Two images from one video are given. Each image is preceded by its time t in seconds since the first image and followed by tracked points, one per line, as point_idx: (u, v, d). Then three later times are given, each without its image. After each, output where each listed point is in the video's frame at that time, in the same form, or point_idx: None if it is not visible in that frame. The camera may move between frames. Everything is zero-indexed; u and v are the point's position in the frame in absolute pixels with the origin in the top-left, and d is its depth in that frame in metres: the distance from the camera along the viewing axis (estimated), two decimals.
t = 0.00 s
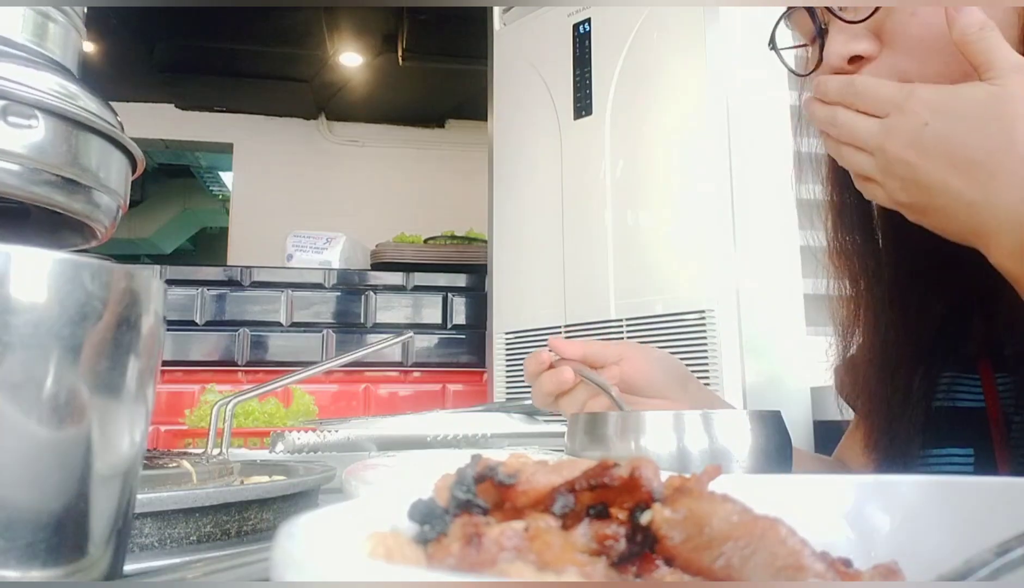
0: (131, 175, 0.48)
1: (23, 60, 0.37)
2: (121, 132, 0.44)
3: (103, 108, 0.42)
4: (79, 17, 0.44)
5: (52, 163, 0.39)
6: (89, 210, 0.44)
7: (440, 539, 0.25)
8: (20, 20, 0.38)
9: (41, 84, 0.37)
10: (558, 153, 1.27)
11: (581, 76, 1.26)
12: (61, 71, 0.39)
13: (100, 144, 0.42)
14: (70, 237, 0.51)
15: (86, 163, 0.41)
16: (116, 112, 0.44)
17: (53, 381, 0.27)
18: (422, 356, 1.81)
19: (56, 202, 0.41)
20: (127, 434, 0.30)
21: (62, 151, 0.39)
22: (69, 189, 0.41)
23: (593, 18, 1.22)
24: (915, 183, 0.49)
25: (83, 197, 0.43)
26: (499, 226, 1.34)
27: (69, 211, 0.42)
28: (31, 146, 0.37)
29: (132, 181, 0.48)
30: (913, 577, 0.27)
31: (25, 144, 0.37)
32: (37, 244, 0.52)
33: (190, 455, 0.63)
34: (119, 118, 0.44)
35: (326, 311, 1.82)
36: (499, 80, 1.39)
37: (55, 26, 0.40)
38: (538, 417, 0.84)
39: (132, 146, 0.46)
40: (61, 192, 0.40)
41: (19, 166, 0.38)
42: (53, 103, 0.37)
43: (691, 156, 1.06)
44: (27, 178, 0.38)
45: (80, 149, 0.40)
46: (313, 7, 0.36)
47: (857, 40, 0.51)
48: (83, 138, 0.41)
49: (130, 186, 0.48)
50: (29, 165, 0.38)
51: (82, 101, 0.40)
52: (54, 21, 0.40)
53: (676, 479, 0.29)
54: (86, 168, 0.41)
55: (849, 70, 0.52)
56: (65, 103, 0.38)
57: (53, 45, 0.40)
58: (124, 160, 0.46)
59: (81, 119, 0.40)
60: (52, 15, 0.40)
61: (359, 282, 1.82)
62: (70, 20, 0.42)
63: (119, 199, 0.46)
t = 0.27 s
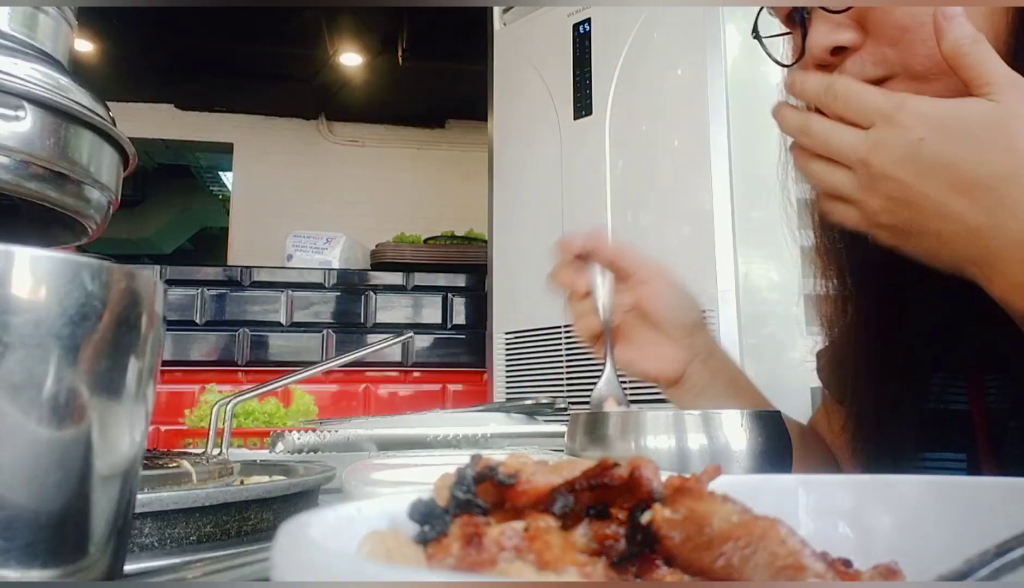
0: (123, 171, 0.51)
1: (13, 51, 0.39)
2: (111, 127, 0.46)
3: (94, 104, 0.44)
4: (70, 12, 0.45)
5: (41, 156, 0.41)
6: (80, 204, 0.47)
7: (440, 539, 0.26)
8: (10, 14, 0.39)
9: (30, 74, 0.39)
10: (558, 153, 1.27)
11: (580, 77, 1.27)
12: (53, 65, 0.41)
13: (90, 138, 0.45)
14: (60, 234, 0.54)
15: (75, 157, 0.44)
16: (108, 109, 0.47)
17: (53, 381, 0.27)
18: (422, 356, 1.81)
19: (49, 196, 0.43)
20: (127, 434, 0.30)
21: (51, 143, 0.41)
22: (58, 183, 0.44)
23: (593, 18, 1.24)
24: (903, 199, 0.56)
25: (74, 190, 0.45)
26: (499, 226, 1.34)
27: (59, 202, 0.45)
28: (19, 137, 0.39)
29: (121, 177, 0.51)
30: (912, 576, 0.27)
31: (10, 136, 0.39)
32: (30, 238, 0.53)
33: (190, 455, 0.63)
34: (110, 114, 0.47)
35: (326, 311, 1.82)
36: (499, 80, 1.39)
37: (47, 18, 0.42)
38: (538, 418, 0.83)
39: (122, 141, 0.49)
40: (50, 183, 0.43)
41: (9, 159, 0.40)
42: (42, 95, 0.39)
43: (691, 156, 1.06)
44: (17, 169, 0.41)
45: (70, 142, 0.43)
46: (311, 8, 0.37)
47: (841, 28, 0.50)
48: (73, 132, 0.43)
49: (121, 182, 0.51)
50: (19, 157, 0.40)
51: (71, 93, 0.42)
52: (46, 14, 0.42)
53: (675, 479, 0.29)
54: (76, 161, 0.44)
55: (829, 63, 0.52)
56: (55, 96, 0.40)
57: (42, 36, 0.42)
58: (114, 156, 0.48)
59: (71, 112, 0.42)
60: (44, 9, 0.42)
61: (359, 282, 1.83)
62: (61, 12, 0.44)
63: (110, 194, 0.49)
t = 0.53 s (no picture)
0: (126, 175, 0.51)
1: (17, 60, 0.39)
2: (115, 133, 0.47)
3: (98, 110, 0.45)
4: (73, 17, 0.46)
5: (44, 163, 0.42)
6: (83, 211, 0.47)
7: (440, 539, 0.26)
8: (14, 22, 0.40)
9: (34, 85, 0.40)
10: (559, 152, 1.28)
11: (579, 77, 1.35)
12: (56, 74, 0.42)
13: (93, 144, 0.45)
14: (65, 237, 0.55)
15: (79, 163, 0.44)
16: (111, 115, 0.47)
17: (53, 380, 0.27)
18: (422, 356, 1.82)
19: (50, 201, 0.44)
20: (127, 435, 0.30)
21: (55, 151, 0.42)
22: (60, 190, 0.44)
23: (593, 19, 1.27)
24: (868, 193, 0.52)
25: (77, 196, 0.46)
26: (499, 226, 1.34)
27: (64, 209, 0.45)
28: (23, 144, 0.40)
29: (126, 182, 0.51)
30: (913, 577, 0.27)
31: (16, 144, 0.40)
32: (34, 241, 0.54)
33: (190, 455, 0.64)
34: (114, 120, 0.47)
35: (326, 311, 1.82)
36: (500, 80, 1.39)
37: (50, 27, 0.42)
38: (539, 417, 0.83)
39: (126, 148, 0.49)
40: (53, 189, 0.44)
41: (12, 166, 0.41)
42: (45, 103, 0.40)
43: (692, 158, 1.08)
44: (22, 177, 0.42)
45: (73, 150, 0.44)
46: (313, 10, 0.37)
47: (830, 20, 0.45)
48: (76, 139, 0.44)
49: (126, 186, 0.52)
50: (22, 165, 0.41)
51: (75, 101, 0.43)
52: (50, 21, 0.42)
53: (676, 478, 0.29)
54: (79, 167, 0.44)
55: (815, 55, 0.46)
56: (58, 104, 0.41)
57: (47, 46, 0.42)
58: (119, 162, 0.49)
59: (74, 119, 0.43)
60: (47, 17, 0.42)
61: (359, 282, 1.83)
62: (64, 20, 0.44)
63: (113, 199, 0.49)
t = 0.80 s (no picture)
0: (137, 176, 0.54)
1: (28, 63, 0.42)
2: (125, 134, 0.50)
3: (107, 113, 0.47)
4: (82, 22, 0.49)
5: (54, 163, 0.45)
6: (94, 211, 0.50)
7: (440, 540, 0.26)
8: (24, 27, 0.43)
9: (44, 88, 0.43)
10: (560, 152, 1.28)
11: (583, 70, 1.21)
12: (66, 77, 0.45)
13: (102, 145, 0.48)
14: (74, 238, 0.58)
15: (89, 164, 0.47)
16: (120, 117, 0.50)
17: (53, 380, 0.27)
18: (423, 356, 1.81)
19: (59, 201, 0.47)
20: (127, 434, 0.30)
21: (64, 152, 0.45)
22: (72, 189, 0.48)
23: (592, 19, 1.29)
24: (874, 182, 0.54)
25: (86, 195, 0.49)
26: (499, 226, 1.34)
27: (73, 207, 0.48)
28: (35, 146, 0.43)
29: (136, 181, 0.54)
30: (913, 577, 0.27)
31: (27, 145, 0.43)
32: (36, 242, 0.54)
33: (190, 454, 0.63)
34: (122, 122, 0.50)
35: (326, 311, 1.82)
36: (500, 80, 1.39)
37: (58, 29, 0.45)
38: (539, 418, 0.83)
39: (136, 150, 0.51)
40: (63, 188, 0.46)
41: (23, 167, 0.44)
42: (54, 105, 0.43)
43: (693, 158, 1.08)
44: (33, 177, 0.45)
45: (83, 152, 0.46)
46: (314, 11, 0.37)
47: (810, 27, 0.48)
48: (85, 141, 0.46)
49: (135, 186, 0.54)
50: (33, 166, 0.44)
51: (84, 103, 0.46)
52: (58, 25, 0.46)
53: (676, 478, 0.29)
54: (89, 168, 0.47)
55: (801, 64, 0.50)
56: (65, 105, 0.44)
57: (55, 47, 0.45)
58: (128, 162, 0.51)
59: (83, 121, 0.45)
60: (55, 20, 0.45)
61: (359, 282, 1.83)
62: (74, 25, 0.47)
63: (124, 200, 0.52)
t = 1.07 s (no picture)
0: (133, 172, 0.53)
1: (24, 54, 0.43)
2: (122, 128, 0.49)
3: (104, 106, 0.47)
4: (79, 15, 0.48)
5: (50, 156, 0.45)
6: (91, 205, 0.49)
7: (440, 540, 0.26)
8: (20, 17, 0.43)
9: (38, 78, 0.43)
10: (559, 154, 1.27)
11: (581, 76, 1.19)
12: (60, 68, 0.45)
13: (99, 139, 0.48)
14: (71, 236, 0.57)
15: (85, 158, 0.47)
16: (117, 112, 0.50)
17: (53, 381, 0.27)
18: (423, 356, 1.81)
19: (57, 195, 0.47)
20: (127, 435, 0.30)
21: (59, 144, 0.45)
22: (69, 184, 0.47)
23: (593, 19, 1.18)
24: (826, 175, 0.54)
25: (86, 191, 0.48)
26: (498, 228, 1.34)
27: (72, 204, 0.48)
28: (29, 137, 0.43)
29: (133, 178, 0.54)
30: (912, 577, 0.27)
31: (23, 137, 0.43)
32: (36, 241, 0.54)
33: (190, 454, 0.63)
34: (120, 117, 0.49)
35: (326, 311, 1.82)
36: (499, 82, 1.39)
37: (55, 21, 0.45)
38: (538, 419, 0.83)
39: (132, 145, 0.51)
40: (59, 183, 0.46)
41: (19, 159, 0.44)
42: (48, 95, 0.43)
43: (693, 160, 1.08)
44: (28, 171, 0.44)
45: (78, 145, 0.46)
46: (314, 11, 0.37)
47: (758, 40, 0.52)
48: (81, 134, 0.46)
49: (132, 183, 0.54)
50: (29, 159, 0.44)
51: (80, 95, 0.46)
52: (54, 16, 0.45)
53: (676, 478, 0.29)
54: (85, 162, 0.47)
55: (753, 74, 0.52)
56: (60, 96, 0.44)
57: (52, 38, 0.45)
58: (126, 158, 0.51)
59: (79, 113, 0.45)
60: (53, 11, 0.45)
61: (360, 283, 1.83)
62: (71, 18, 0.47)
63: (119, 195, 0.52)
